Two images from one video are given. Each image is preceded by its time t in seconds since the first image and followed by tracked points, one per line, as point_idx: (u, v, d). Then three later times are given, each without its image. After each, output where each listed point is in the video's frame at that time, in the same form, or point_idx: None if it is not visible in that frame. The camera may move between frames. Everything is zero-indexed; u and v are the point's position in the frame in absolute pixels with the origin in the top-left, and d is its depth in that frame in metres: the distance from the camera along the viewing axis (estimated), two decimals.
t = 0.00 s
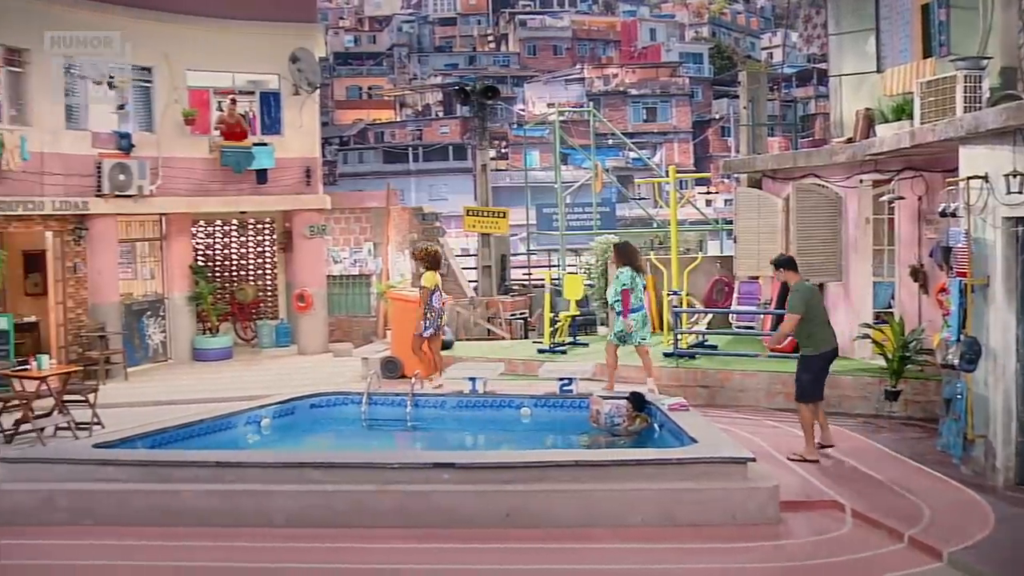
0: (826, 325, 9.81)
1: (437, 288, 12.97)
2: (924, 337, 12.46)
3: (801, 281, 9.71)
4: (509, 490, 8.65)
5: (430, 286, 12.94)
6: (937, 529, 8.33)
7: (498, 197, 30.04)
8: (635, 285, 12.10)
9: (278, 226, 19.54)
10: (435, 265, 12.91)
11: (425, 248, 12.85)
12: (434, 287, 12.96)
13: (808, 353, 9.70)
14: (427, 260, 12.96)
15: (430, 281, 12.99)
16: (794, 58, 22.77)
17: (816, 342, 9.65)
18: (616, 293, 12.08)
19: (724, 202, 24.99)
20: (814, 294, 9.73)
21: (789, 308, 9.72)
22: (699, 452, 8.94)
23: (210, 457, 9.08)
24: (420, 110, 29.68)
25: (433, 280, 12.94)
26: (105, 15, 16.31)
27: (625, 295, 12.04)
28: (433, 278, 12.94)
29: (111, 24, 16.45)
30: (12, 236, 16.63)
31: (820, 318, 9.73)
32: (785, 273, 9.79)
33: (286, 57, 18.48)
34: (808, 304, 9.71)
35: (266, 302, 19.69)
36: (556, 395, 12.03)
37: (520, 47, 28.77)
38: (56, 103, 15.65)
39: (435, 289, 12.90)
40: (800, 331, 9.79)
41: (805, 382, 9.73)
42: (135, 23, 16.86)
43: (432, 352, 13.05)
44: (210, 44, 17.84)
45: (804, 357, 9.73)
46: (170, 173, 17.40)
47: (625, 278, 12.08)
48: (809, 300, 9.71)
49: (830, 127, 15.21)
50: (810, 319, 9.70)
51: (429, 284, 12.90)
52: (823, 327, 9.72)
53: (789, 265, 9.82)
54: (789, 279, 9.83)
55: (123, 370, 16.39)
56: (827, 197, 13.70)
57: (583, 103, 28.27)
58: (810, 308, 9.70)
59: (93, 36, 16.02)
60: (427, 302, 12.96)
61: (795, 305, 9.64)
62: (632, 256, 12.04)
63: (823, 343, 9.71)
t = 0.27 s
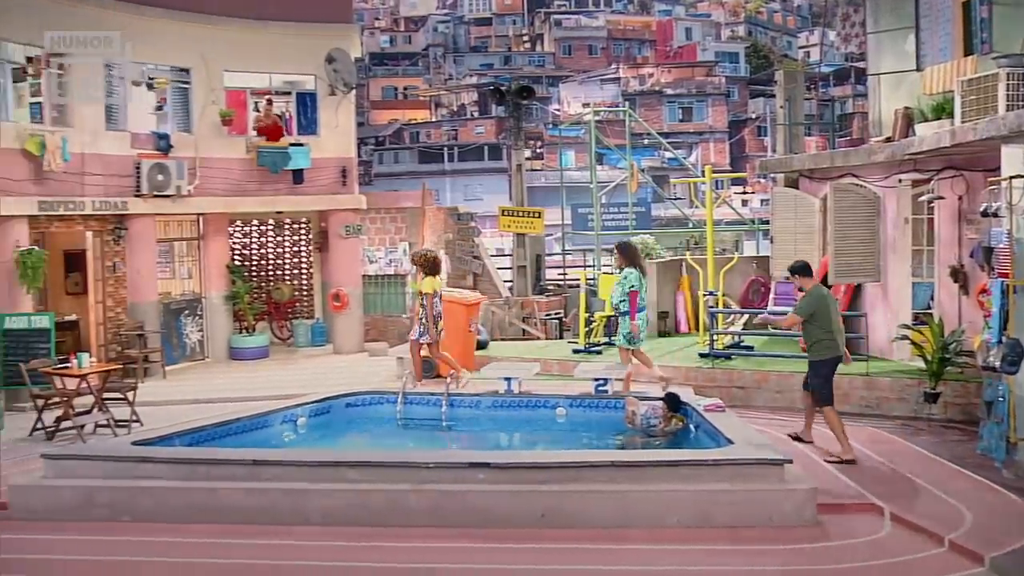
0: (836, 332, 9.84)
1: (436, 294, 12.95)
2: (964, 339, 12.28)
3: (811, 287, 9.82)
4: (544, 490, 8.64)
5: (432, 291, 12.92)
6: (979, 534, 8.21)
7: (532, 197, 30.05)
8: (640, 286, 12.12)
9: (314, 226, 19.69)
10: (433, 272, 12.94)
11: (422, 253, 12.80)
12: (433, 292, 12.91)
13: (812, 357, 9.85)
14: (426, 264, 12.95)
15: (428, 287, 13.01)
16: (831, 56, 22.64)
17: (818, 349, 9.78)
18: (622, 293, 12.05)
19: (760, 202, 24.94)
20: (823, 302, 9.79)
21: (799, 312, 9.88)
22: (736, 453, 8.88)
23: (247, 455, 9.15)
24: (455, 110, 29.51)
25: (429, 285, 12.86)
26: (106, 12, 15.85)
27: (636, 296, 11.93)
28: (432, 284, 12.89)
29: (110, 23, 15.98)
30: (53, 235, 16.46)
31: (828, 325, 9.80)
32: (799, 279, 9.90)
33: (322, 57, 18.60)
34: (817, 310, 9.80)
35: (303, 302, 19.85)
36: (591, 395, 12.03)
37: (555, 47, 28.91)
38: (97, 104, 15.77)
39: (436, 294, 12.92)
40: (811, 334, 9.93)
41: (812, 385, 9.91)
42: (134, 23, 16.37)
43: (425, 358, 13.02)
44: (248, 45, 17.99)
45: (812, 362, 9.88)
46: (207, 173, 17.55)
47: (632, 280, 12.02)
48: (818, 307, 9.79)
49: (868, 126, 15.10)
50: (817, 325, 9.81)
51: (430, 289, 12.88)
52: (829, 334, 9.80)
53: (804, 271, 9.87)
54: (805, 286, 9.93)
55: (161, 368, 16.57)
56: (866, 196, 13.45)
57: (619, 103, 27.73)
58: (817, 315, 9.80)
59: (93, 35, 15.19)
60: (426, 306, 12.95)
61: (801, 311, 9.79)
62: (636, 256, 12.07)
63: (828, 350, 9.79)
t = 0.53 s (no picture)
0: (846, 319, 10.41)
1: (436, 292, 13.40)
2: (1003, 341, 12.12)
3: (824, 275, 10.36)
4: (577, 490, 8.63)
5: (431, 290, 13.33)
6: (1018, 538, 8.10)
7: (565, 197, 30.04)
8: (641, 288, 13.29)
9: (347, 225, 19.83)
10: (432, 270, 13.37)
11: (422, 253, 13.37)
12: (434, 290, 13.35)
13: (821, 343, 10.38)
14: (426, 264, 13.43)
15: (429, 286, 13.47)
16: (867, 55, 22.41)
17: (825, 334, 10.34)
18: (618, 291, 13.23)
19: (794, 202, 24.83)
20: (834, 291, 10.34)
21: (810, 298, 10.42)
22: (771, 454, 8.83)
23: (281, 453, 9.21)
24: (489, 110, 29.65)
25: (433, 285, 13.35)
26: (105, 9, 15.35)
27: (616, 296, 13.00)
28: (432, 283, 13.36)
29: (111, 23, 15.50)
30: (90, 236, 16.94)
31: (836, 312, 10.36)
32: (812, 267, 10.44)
33: (355, 58, 18.66)
34: (826, 298, 10.36)
35: (336, 301, 19.97)
36: (623, 396, 12.02)
37: (588, 46, 28.82)
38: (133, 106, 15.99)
39: (434, 293, 13.30)
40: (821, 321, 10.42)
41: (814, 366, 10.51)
42: (135, 20, 15.94)
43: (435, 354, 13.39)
44: (283, 46, 18.12)
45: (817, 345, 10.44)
46: (242, 173, 17.69)
47: (624, 281, 13.10)
48: (826, 294, 10.35)
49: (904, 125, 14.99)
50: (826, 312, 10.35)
51: (428, 288, 13.31)
52: (836, 321, 10.35)
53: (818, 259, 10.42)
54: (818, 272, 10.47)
55: (196, 367, 16.72)
56: (902, 195, 13.41)
57: (652, 102, 28.13)
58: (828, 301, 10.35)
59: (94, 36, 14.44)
60: (425, 304, 13.50)
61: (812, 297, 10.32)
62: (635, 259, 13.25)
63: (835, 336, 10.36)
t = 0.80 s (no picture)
0: (854, 323, 10.53)
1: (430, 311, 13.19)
2: None
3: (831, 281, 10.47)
4: (607, 490, 8.61)
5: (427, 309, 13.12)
6: None
7: (595, 197, 30.09)
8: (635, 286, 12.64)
9: (378, 225, 19.91)
10: (429, 290, 13.11)
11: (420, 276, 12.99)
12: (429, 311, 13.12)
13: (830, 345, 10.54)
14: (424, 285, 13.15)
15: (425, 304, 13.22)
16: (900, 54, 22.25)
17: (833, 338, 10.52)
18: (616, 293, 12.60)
19: (826, 202, 24.66)
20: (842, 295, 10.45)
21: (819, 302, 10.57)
22: (803, 456, 8.78)
23: (312, 452, 9.26)
24: (518, 110, 29.82)
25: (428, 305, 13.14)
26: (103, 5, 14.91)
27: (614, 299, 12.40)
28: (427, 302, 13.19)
29: (111, 19, 15.07)
30: (125, 235, 16.87)
31: (844, 316, 10.49)
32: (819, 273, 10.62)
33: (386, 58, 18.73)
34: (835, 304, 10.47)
35: (366, 301, 20.03)
36: (654, 396, 11.98)
37: (619, 46, 28.72)
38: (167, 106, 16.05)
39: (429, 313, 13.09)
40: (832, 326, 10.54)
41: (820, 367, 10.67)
42: (134, 16, 15.44)
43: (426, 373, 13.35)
44: (314, 47, 18.22)
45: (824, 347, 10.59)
46: (274, 173, 17.79)
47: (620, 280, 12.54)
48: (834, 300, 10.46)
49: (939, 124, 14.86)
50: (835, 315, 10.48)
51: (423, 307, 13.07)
52: (843, 325, 10.49)
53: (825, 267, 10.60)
54: (824, 279, 10.62)
55: (227, 366, 16.82)
56: (936, 196, 13.30)
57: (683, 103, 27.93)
58: (837, 306, 10.47)
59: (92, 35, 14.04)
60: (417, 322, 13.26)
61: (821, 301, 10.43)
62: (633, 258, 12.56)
63: (842, 339, 10.51)
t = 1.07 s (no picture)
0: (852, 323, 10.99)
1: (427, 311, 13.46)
2: None
3: (825, 285, 10.90)
4: (637, 490, 8.59)
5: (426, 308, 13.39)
6: None
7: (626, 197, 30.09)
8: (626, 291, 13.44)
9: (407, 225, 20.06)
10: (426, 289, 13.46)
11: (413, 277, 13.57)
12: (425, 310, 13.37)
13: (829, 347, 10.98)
14: (424, 285, 13.60)
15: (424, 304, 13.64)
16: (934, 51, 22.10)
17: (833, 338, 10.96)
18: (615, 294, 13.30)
19: (857, 201, 24.57)
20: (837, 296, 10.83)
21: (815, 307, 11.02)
22: (835, 458, 8.72)
23: (343, 451, 9.29)
24: (548, 110, 30.13)
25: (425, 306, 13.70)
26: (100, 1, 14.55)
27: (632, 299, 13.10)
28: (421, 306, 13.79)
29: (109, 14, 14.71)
30: (157, 236, 17.17)
31: (842, 317, 10.92)
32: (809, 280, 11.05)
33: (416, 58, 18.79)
34: (833, 306, 10.89)
35: (396, 300, 20.13)
36: (684, 396, 11.95)
37: (648, 46, 28.17)
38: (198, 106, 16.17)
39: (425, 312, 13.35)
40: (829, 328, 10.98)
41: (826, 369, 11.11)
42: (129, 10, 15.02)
43: (430, 370, 13.55)
44: (344, 47, 18.28)
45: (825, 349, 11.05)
46: (305, 173, 17.90)
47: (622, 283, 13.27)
48: (832, 303, 10.88)
49: (975, 122, 14.71)
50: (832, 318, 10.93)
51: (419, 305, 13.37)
52: (842, 325, 10.93)
53: (814, 273, 11.06)
54: (817, 284, 11.08)
55: (258, 365, 16.93)
56: (971, 195, 13.16)
57: (712, 102, 27.82)
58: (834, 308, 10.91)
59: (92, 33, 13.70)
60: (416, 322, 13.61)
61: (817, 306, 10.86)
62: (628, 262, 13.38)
63: (842, 339, 10.95)
